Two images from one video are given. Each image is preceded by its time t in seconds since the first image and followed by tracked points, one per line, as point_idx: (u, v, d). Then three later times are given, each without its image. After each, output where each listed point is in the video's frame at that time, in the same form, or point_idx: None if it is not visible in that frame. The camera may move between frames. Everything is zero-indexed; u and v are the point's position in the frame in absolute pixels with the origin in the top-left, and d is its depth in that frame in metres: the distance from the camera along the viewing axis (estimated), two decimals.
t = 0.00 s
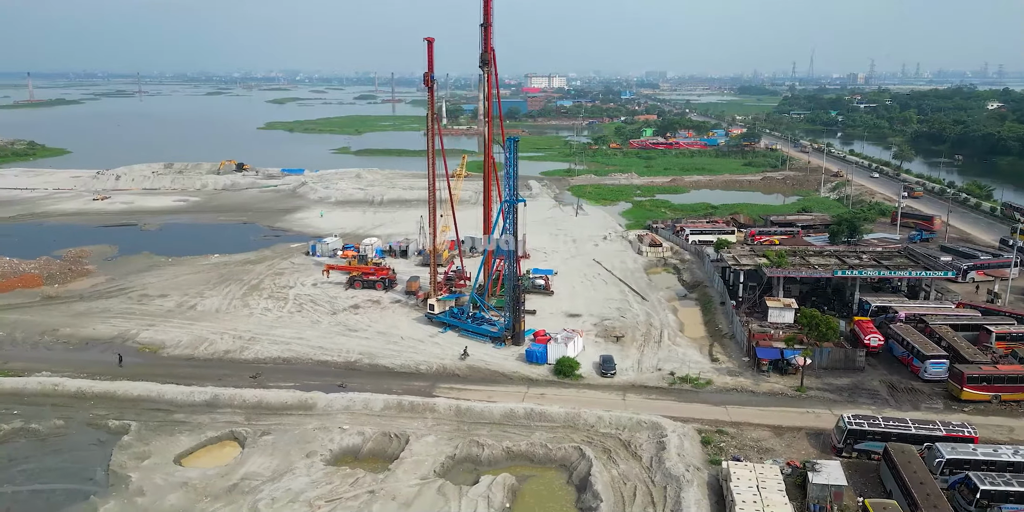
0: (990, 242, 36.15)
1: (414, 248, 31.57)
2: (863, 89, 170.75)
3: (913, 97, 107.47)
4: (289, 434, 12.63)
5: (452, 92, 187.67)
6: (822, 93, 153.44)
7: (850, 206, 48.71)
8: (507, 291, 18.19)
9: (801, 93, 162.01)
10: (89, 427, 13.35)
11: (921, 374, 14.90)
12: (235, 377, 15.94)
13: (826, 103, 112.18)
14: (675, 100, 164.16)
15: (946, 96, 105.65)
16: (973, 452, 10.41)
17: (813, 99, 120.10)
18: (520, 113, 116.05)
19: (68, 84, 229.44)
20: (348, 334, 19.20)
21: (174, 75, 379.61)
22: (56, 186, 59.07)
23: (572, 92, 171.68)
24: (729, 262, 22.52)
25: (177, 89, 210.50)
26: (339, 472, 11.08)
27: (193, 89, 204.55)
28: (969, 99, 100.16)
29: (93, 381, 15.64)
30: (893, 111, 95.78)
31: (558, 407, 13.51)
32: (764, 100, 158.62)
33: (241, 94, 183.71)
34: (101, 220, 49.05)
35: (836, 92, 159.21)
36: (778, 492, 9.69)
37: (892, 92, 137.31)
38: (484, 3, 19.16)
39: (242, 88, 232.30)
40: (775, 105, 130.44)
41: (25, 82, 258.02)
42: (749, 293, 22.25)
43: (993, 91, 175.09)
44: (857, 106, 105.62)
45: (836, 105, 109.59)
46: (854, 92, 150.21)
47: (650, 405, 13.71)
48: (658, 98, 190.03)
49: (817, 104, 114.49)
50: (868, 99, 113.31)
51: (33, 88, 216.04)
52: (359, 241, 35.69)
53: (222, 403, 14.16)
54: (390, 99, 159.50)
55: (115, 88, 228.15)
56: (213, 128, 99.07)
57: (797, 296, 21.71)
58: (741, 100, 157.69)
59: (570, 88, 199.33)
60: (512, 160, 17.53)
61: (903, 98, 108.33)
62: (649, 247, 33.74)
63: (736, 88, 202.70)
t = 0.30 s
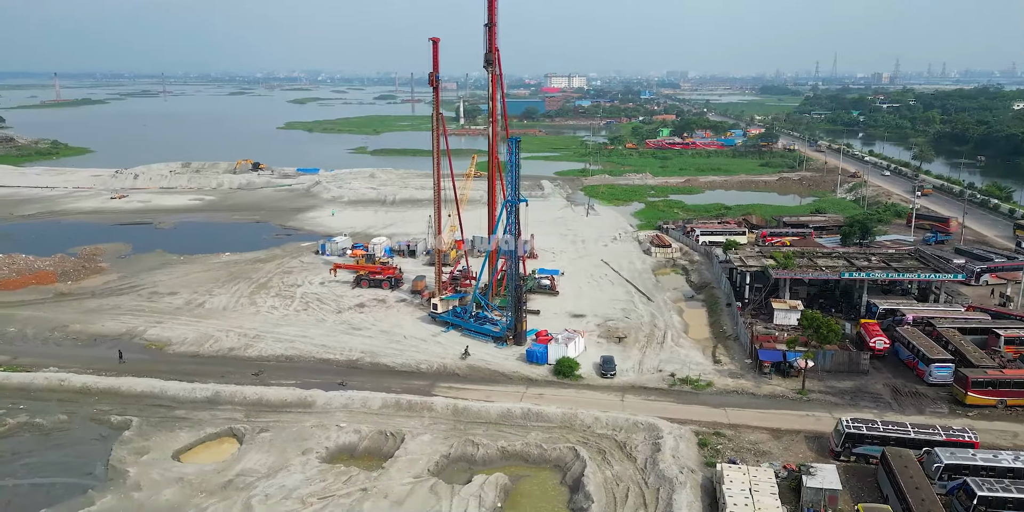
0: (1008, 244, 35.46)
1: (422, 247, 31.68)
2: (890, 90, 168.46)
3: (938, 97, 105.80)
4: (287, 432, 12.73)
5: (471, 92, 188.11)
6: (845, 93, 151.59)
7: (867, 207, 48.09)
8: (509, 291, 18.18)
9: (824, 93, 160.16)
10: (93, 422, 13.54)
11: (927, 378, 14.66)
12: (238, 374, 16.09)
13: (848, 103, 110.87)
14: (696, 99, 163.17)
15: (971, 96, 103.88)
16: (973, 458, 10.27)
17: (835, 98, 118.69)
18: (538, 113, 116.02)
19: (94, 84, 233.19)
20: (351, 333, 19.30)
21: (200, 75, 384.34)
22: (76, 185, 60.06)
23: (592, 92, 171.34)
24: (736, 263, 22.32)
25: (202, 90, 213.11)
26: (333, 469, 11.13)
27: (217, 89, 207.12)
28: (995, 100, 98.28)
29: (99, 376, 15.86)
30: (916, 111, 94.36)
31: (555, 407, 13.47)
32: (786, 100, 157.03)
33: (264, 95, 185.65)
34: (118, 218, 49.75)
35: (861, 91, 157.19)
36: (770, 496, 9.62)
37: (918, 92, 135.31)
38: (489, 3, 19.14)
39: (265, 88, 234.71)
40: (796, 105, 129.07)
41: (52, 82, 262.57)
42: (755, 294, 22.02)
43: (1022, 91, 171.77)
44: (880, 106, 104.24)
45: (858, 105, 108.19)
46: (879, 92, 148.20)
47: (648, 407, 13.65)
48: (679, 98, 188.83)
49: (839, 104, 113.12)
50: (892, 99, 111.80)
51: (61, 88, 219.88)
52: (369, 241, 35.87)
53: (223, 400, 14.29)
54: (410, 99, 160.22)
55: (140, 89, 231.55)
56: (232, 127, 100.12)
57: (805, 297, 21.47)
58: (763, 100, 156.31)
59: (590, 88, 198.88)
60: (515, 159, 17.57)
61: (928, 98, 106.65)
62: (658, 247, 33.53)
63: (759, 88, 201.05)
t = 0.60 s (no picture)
0: None
1: (431, 247, 31.76)
2: (917, 90, 165.86)
3: (965, 97, 104.00)
4: (283, 429, 12.82)
5: (492, 92, 188.47)
6: (870, 93, 149.49)
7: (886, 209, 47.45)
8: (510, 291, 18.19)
9: (849, 93, 158.12)
10: (95, 417, 13.74)
11: (930, 382, 14.41)
12: (239, 371, 16.25)
13: (872, 103, 109.42)
14: (718, 99, 162.10)
15: (1000, 97, 101.91)
16: (970, 464, 10.10)
17: (859, 98, 117.14)
18: (556, 113, 116.01)
19: (121, 84, 236.83)
20: (354, 332, 19.39)
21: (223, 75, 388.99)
22: (96, 183, 61.07)
23: (612, 92, 170.95)
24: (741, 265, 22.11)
25: (228, 90, 215.61)
26: (326, 467, 11.19)
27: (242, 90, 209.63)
28: None
29: (104, 372, 16.10)
30: (941, 112, 92.86)
31: (551, 408, 13.44)
32: (810, 100, 155.28)
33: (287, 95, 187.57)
34: (135, 216, 50.45)
35: (888, 92, 154.96)
36: (760, 500, 9.54)
37: (946, 92, 133.01)
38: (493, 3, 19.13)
39: (288, 88, 237.19)
40: (820, 105, 127.57)
41: (80, 82, 267.10)
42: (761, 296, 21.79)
43: None
44: (905, 106, 102.78)
45: (882, 105, 106.74)
46: (935, 91, 145.35)
47: (644, 408, 13.58)
48: (701, 99, 187.49)
49: (863, 104, 111.64)
50: (917, 99, 110.14)
51: (90, 87, 223.94)
52: (379, 239, 36.04)
53: (223, 396, 14.43)
54: (431, 99, 160.96)
55: (166, 88, 234.82)
56: (252, 127, 101.22)
57: (812, 300, 21.19)
58: (786, 101, 154.77)
59: (611, 88, 198.46)
60: (515, 160, 17.71)
61: (954, 99, 104.84)
62: (668, 248, 33.31)
63: (782, 89, 199.27)
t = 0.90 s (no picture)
0: None
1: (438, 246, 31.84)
2: (959, 89, 163.20)
3: (991, 97, 102.29)
4: (279, 426, 12.91)
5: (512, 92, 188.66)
6: (893, 93, 147.57)
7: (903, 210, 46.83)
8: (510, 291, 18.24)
9: (874, 93, 156.17)
10: (96, 412, 13.91)
11: (933, 387, 14.17)
12: (240, 369, 16.39)
13: (894, 103, 107.92)
14: (739, 99, 160.93)
15: None
16: (965, 469, 9.96)
17: (882, 98, 115.66)
18: (573, 112, 115.84)
19: (146, 84, 239.97)
20: (356, 330, 19.49)
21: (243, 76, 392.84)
22: (115, 181, 61.99)
23: (632, 92, 170.36)
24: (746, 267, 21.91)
25: (252, 90, 217.62)
26: (318, 464, 11.25)
27: (266, 90, 211.60)
28: None
29: (108, 368, 16.31)
30: (966, 112, 91.37)
31: (546, 408, 13.43)
32: (832, 100, 153.61)
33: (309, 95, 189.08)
34: (150, 214, 51.10)
35: (915, 92, 152.84)
36: (749, 504, 9.47)
37: (972, 92, 130.85)
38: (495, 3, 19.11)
39: (314, 89, 238.98)
40: (841, 106, 126.15)
41: (105, 82, 270.96)
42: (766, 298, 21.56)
43: None
44: (928, 106, 101.29)
45: (905, 105, 105.28)
46: (961, 90, 143.16)
47: (640, 410, 13.52)
48: (722, 98, 186.14)
49: (887, 104, 110.22)
50: (941, 100, 108.48)
51: (116, 88, 227.02)
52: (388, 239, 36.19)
53: (222, 393, 14.56)
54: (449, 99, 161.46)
55: (191, 89, 237.62)
56: (270, 127, 102.22)
57: (817, 302, 20.95)
58: (807, 101, 153.17)
59: (630, 88, 197.86)
60: (516, 160, 17.78)
61: (979, 99, 103.14)
62: (676, 249, 33.11)
63: (805, 89, 197.45)
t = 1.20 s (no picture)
0: None
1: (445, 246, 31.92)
2: (987, 89, 160.54)
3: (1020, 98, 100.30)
4: (274, 423, 13.01)
5: (531, 92, 188.48)
6: (919, 93, 145.35)
7: (923, 212, 46.13)
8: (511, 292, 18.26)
9: (900, 92, 153.96)
10: (97, 407, 14.12)
11: (935, 391, 13.93)
12: (241, 366, 16.54)
13: (920, 104, 106.28)
14: (762, 99, 159.59)
15: None
16: (960, 476, 9.79)
17: (907, 98, 114.00)
18: (592, 112, 115.53)
19: (172, 84, 243.08)
20: (358, 329, 19.61)
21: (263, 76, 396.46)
22: (135, 180, 62.96)
23: (653, 92, 169.59)
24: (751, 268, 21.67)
25: (277, 90, 219.64)
26: (309, 462, 11.32)
27: (290, 90, 213.53)
28: None
29: (112, 364, 16.53)
30: (992, 112, 89.72)
31: (541, 408, 13.41)
32: (857, 100, 151.68)
33: (332, 95, 190.49)
34: (165, 212, 51.76)
35: (944, 92, 150.43)
36: (735, 508, 9.42)
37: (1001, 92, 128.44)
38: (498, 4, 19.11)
39: (335, 89, 240.59)
40: (865, 106, 124.45)
41: (131, 83, 274.82)
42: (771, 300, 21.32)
43: None
44: (954, 107, 99.62)
45: (930, 105, 103.61)
46: (989, 91, 140.67)
47: (635, 411, 13.48)
48: (744, 99, 184.50)
49: (912, 104, 108.63)
50: (968, 100, 106.59)
51: (142, 88, 230.22)
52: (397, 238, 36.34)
53: (221, 390, 14.71)
54: (468, 100, 161.80)
55: (216, 89, 240.38)
56: (289, 126, 103.22)
57: (823, 305, 20.70)
58: (831, 101, 151.34)
59: (652, 88, 197.06)
60: (516, 161, 17.92)
61: (1008, 99, 101.18)
62: (685, 250, 32.88)
63: (830, 89, 195.39)
